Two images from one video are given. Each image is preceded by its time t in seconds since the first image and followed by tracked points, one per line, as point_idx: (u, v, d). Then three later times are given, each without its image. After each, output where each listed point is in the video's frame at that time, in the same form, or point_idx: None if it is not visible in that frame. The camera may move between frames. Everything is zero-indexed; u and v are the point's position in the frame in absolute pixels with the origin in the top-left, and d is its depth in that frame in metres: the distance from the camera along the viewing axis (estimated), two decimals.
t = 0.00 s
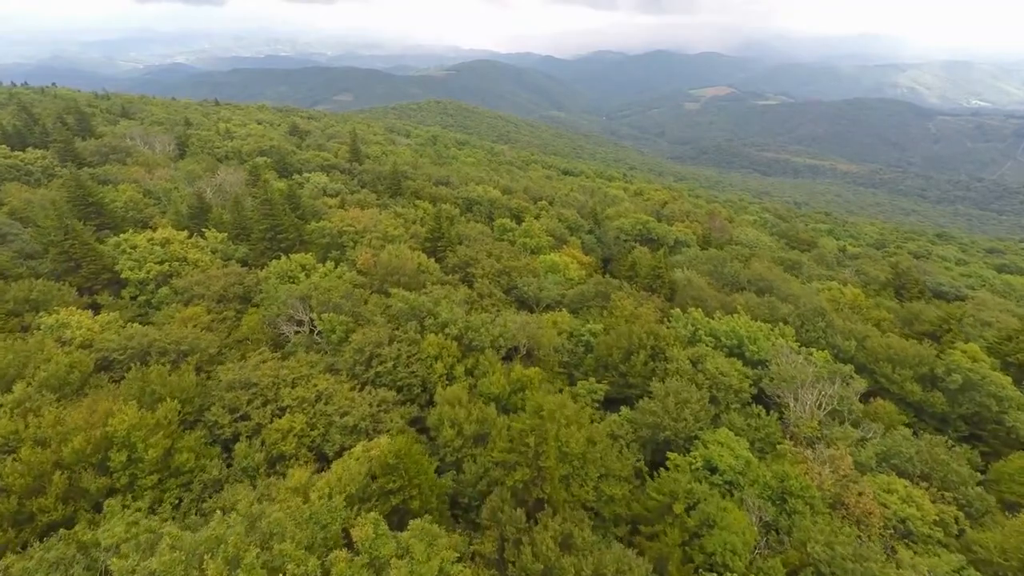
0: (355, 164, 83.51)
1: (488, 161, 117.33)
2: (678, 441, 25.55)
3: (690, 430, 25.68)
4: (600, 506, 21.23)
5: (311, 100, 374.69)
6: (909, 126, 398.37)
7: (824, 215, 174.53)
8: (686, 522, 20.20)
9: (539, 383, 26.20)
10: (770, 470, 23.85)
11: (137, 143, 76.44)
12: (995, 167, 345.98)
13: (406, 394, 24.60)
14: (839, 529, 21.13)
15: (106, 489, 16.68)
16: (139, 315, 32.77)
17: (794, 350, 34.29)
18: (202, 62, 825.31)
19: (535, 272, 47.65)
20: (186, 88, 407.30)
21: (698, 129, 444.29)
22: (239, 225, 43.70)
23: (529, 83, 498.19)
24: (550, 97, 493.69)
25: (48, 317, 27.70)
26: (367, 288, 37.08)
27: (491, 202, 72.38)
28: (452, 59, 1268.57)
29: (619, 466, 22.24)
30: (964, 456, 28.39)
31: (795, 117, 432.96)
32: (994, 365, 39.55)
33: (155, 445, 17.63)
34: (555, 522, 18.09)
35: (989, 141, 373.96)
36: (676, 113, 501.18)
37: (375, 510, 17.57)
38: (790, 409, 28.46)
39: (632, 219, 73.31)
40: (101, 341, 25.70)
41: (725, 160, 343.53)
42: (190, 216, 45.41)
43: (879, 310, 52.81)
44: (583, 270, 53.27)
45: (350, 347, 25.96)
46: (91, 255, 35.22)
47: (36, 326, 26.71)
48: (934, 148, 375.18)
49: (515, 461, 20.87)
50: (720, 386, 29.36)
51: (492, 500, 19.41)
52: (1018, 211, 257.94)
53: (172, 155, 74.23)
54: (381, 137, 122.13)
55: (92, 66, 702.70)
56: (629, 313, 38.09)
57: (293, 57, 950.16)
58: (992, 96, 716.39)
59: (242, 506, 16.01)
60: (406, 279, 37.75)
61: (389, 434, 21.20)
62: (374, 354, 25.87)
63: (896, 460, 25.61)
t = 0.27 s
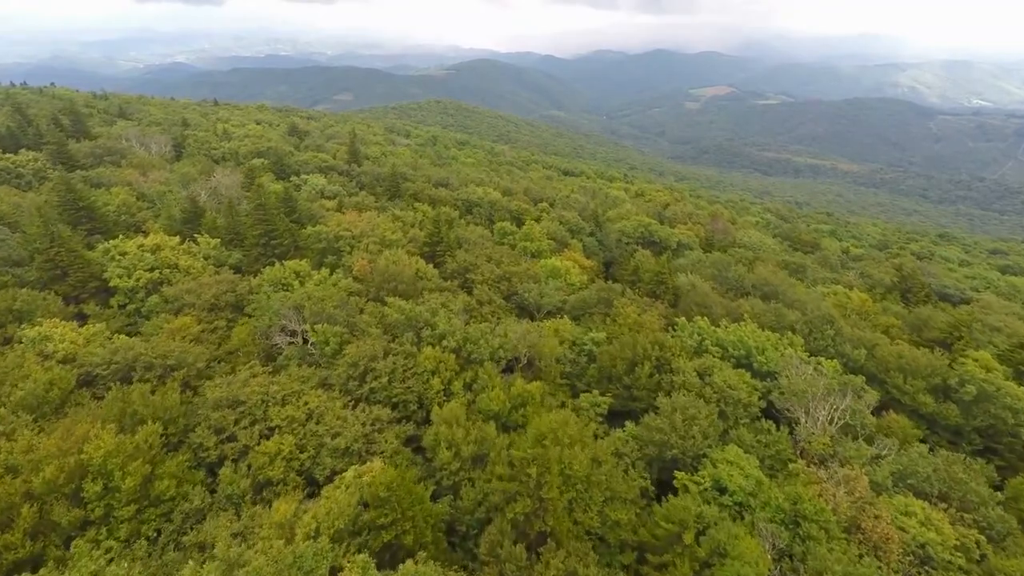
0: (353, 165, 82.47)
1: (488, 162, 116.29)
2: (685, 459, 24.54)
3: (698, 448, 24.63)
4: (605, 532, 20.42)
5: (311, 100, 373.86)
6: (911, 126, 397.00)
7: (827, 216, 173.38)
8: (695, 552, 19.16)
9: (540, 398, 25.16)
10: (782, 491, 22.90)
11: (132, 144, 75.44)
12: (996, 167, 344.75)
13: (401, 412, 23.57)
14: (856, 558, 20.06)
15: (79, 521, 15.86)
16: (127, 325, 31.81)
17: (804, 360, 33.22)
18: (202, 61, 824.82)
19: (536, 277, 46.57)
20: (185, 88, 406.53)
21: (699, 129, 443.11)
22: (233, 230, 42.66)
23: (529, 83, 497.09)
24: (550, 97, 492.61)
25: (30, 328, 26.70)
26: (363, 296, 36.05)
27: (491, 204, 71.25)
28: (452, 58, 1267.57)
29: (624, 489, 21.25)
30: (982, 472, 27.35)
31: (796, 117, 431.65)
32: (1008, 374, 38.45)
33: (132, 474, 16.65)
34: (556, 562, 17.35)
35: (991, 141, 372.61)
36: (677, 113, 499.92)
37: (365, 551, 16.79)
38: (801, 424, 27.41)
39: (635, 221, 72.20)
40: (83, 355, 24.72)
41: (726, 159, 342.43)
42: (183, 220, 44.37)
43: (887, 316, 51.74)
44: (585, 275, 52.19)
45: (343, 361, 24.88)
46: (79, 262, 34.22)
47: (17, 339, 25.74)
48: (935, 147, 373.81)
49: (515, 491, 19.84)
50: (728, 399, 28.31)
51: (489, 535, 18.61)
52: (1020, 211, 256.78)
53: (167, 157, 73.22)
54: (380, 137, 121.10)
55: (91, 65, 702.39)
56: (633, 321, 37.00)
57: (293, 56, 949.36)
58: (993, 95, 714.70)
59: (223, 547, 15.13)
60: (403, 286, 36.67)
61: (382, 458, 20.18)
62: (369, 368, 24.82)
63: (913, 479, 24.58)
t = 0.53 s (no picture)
0: (352, 168, 81.42)
1: (488, 163, 115.29)
2: (694, 481, 23.48)
3: (707, 470, 23.56)
4: (610, 562, 19.50)
5: (311, 101, 373.22)
6: (912, 126, 395.87)
7: (829, 217, 172.29)
8: None
9: (541, 417, 24.06)
10: (796, 516, 21.85)
11: (128, 146, 74.44)
12: (998, 167, 343.57)
13: (396, 434, 22.53)
14: None
15: (48, 561, 15.02)
16: (115, 337, 30.79)
17: (814, 373, 32.11)
18: (202, 62, 824.41)
19: (537, 284, 45.48)
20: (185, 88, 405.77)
21: (700, 129, 442.02)
22: (226, 237, 41.60)
23: (530, 83, 496.21)
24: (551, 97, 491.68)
25: (10, 342, 25.64)
26: (359, 305, 35.01)
27: (491, 207, 70.17)
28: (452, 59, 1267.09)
29: (631, 516, 20.22)
30: (1002, 491, 26.28)
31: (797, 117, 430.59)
32: None
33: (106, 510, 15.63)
34: None
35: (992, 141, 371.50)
36: (678, 113, 498.89)
37: None
38: (813, 442, 26.31)
39: (637, 224, 71.12)
40: (65, 373, 23.76)
41: (727, 160, 341.41)
42: (175, 227, 43.32)
43: (895, 323, 50.68)
44: (587, 281, 51.10)
45: (335, 378, 23.77)
46: (66, 272, 33.19)
47: None
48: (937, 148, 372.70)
49: (516, 528, 18.73)
50: (738, 415, 27.21)
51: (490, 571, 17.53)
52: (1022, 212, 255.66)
53: (163, 160, 72.20)
54: (380, 138, 120.06)
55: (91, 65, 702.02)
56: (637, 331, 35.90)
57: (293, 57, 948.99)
58: (994, 96, 713.52)
59: None
60: (400, 296, 35.59)
61: (376, 486, 19.15)
62: (363, 386, 23.72)
63: (932, 503, 23.53)
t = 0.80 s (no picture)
0: (349, 170, 80.28)
1: (488, 164, 114.12)
2: (702, 504, 22.45)
3: (716, 491, 22.53)
4: None
5: (310, 101, 372.13)
6: (913, 126, 394.88)
7: (830, 218, 171.16)
8: None
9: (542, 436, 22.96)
10: (809, 542, 20.84)
11: (122, 148, 73.28)
12: (999, 168, 342.61)
13: (389, 454, 21.49)
14: None
15: None
16: (101, 350, 29.77)
17: (824, 386, 31.04)
18: (201, 62, 823.27)
19: (538, 290, 44.37)
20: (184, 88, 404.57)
21: (700, 129, 440.93)
22: (218, 243, 40.51)
23: (529, 83, 495.03)
24: (551, 97, 490.58)
25: None
26: (354, 315, 33.90)
27: (491, 210, 69.07)
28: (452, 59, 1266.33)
29: (638, 544, 19.18)
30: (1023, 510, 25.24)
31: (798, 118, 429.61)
32: None
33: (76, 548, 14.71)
34: None
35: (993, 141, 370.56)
36: (678, 113, 497.77)
37: None
38: (826, 460, 25.23)
39: (638, 227, 70.00)
40: (45, 390, 22.79)
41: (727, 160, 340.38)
42: (166, 233, 42.21)
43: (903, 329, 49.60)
44: (588, 287, 49.99)
45: (326, 396, 22.67)
46: (51, 282, 32.14)
47: None
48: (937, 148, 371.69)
49: (516, 567, 17.73)
50: (747, 431, 26.11)
51: None
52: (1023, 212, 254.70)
53: (157, 162, 71.05)
54: (378, 139, 118.91)
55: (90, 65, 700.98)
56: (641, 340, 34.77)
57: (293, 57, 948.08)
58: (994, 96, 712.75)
59: None
60: (396, 304, 34.47)
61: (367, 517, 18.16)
62: (355, 404, 22.64)
63: (951, 527, 22.52)
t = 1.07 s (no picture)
0: (347, 172, 79.17)
1: (488, 165, 113.02)
2: (711, 529, 21.40)
3: (726, 515, 21.48)
4: None
5: (309, 101, 371.07)
6: (914, 126, 393.58)
7: (832, 219, 169.94)
8: None
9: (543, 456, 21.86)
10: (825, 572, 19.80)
11: (116, 150, 72.19)
12: (1000, 168, 341.36)
13: (382, 477, 20.47)
14: None
15: None
16: (87, 362, 28.83)
17: (836, 400, 29.91)
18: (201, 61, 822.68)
19: (539, 297, 43.24)
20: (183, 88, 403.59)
21: (701, 129, 439.75)
22: (210, 249, 39.42)
23: (530, 83, 493.90)
24: (551, 97, 489.56)
25: None
26: (349, 325, 32.83)
27: (491, 212, 67.96)
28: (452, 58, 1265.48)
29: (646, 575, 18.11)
30: None
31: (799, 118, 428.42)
32: None
33: None
34: None
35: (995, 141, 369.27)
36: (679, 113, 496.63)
37: None
38: (840, 479, 24.15)
39: (640, 230, 68.85)
40: (23, 409, 21.87)
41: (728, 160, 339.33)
42: (158, 239, 41.15)
43: (912, 336, 48.44)
44: (590, 293, 48.85)
45: (315, 415, 21.60)
46: (35, 291, 31.15)
47: None
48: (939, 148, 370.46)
49: None
50: (758, 449, 25.01)
51: None
52: None
53: (150, 164, 69.89)
54: (377, 139, 117.79)
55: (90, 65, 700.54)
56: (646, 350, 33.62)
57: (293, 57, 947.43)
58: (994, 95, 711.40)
59: None
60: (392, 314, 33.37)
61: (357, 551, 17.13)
62: (347, 423, 21.58)
63: (973, 553, 21.45)
